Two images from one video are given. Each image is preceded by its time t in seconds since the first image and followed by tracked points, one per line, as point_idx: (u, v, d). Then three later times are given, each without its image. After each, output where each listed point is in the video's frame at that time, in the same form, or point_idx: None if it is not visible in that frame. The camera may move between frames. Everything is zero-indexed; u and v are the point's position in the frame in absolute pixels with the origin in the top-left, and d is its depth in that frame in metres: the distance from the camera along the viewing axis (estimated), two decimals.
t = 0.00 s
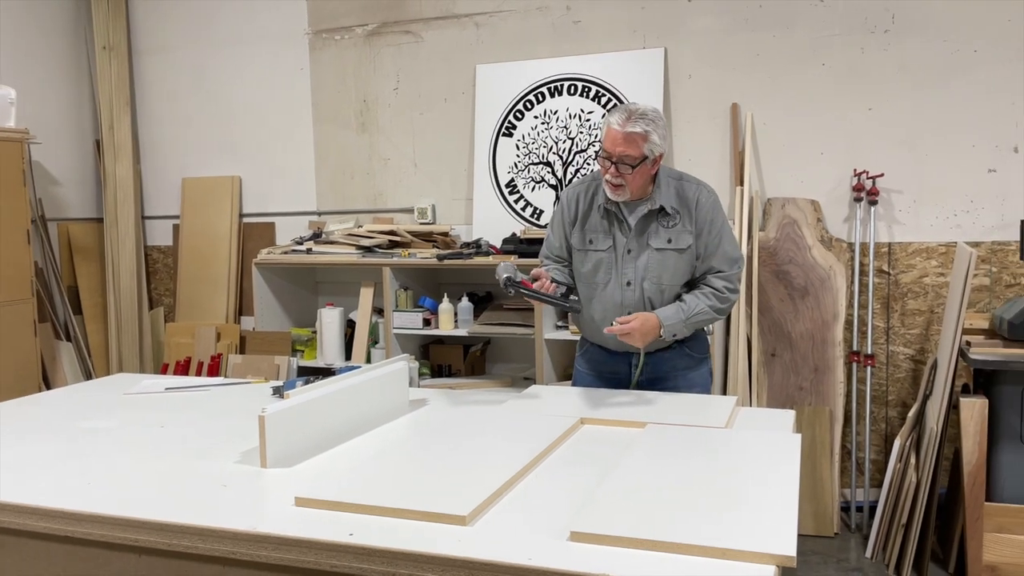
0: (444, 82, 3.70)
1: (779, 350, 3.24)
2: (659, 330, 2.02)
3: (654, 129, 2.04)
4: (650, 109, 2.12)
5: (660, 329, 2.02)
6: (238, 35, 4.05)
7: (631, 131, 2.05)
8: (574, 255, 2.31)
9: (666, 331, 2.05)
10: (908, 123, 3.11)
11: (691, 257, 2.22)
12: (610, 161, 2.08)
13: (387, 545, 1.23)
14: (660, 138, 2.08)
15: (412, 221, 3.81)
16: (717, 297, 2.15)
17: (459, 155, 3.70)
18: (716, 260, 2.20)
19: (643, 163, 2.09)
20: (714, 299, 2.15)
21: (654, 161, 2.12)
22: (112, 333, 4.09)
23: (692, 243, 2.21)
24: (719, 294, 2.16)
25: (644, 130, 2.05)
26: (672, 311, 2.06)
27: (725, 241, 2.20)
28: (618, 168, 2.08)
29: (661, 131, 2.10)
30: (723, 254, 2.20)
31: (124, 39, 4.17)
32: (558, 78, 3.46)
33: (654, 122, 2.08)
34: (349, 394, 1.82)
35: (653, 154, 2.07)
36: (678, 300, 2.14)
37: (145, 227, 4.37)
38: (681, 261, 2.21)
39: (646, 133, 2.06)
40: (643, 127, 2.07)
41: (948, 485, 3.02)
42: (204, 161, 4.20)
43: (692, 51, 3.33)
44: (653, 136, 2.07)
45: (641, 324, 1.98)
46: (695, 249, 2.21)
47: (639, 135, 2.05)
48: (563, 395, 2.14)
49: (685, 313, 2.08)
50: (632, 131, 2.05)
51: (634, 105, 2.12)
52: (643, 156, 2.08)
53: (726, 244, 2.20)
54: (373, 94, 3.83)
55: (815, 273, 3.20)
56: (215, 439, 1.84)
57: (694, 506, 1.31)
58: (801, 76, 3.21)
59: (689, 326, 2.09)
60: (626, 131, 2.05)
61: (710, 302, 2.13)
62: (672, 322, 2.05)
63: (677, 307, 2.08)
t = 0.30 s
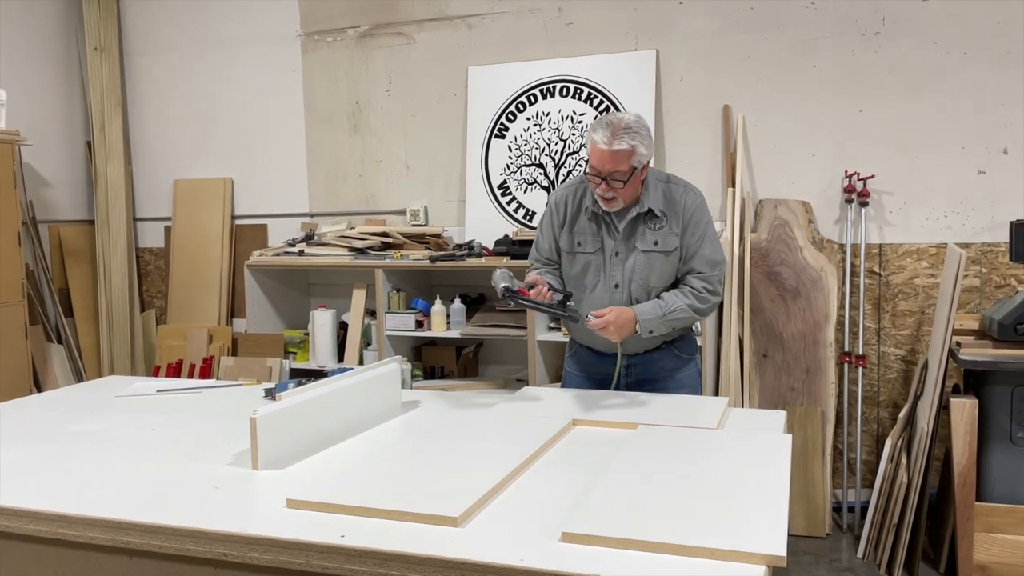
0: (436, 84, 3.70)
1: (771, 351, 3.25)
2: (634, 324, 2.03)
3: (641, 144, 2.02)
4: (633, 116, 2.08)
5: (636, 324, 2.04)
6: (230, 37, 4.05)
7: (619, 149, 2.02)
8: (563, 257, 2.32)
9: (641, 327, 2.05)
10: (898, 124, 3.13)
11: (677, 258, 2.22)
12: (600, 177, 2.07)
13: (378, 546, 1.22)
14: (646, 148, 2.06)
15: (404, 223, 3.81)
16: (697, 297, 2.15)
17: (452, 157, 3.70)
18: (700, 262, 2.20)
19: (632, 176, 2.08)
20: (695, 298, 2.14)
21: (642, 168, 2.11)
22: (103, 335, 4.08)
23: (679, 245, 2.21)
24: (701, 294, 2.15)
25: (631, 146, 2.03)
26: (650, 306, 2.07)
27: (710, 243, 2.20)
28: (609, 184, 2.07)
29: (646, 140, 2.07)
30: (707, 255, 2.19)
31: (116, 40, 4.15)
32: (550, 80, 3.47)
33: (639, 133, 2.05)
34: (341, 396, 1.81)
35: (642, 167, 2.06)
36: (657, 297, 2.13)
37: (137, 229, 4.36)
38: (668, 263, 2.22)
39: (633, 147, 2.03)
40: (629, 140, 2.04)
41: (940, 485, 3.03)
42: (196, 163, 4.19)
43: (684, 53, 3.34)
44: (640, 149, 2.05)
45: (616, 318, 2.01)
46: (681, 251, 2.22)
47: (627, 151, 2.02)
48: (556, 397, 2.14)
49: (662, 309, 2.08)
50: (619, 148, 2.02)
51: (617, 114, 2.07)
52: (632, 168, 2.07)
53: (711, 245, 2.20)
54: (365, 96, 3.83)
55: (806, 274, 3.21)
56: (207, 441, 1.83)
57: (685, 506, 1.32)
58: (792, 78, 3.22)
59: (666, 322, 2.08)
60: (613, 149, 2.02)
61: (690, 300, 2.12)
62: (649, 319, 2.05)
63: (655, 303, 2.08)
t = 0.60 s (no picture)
0: (432, 85, 3.70)
1: (767, 352, 3.26)
2: (620, 322, 2.04)
3: (625, 156, 2.01)
4: (616, 126, 2.06)
5: (622, 323, 2.04)
6: (226, 38, 4.05)
7: (603, 162, 2.02)
8: (554, 261, 2.34)
9: (627, 325, 2.05)
10: (893, 127, 3.14)
11: (665, 262, 2.23)
12: (587, 190, 2.07)
13: (375, 547, 1.23)
14: (631, 157, 2.06)
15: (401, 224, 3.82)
16: (683, 298, 2.15)
17: (448, 158, 3.71)
18: (688, 264, 2.19)
19: (618, 186, 2.08)
20: (679, 299, 2.13)
21: (628, 176, 2.11)
22: (99, 336, 4.07)
23: (667, 248, 2.21)
24: (688, 296, 2.15)
25: (616, 158, 2.02)
26: (636, 305, 2.07)
27: (698, 246, 2.20)
28: (596, 196, 2.08)
29: (630, 149, 2.06)
30: (695, 258, 2.19)
31: (111, 41, 4.15)
32: (547, 81, 3.47)
33: (623, 143, 2.04)
34: (335, 399, 1.81)
35: (628, 177, 2.05)
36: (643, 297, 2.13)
37: (133, 230, 4.35)
38: (656, 266, 2.23)
39: (618, 160, 2.03)
40: (613, 152, 2.03)
41: (935, 486, 3.04)
42: (192, 164, 4.18)
43: (680, 55, 3.35)
44: (625, 159, 2.04)
45: (603, 314, 2.02)
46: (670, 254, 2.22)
47: (612, 165, 2.02)
48: (553, 398, 2.15)
49: (648, 308, 2.08)
50: (604, 162, 2.01)
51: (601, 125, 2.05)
52: (618, 179, 2.07)
53: (698, 248, 2.19)
54: (361, 97, 3.83)
55: (802, 275, 3.22)
56: (203, 442, 1.83)
57: (679, 506, 1.32)
58: (787, 80, 3.23)
59: (652, 322, 2.08)
60: (598, 163, 2.01)
61: (675, 301, 2.12)
62: (635, 318, 2.05)
63: (641, 302, 2.08)
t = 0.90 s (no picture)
0: (431, 86, 3.70)
1: (765, 353, 3.26)
2: (613, 323, 2.04)
3: (618, 159, 2.01)
4: (609, 128, 2.06)
5: (615, 324, 2.04)
6: (225, 38, 4.04)
7: (596, 165, 2.01)
8: (548, 262, 2.35)
9: (620, 326, 2.05)
10: (891, 128, 3.14)
11: (659, 264, 2.23)
12: (581, 192, 2.06)
13: (374, 548, 1.22)
14: (624, 159, 2.05)
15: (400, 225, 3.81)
16: (676, 299, 2.14)
17: (448, 159, 3.71)
18: (681, 266, 2.19)
19: (612, 188, 2.08)
20: (672, 300, 2.13)
21: (621, 177, 2.11)
22: (97, 337, 4.06)
23: (660, 251, 2.22)
24: (681, 297, 2.15)
25: (609, 160, 2.01)
26: (630, 306, 2.07)
27: (692, 249, 2.20)
28: (590, 198, 2.07)
29: (623, 150, 2.06)
30: (688, 260, 2.19)
31: (110, 41, 4.15)
32: (546, 82, 3.47)
33: (616, 145, 2.04)
34: (333, 401, 1.80)
35: (621, 179, 2.05)
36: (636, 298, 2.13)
37: (131, 231, 4.35)
38: (650, 268, 2.23)
39: (611, 162, 2.02)
40: (606, 154, 2.03)
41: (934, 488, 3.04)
42: (191, 165, 4.18)
43: (679, 57, 3.35)
44: (618, 161, 2.04)
45: (597, 316, 2.01)
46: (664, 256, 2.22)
47: (605, 167, 2.02)
48: (551, 399, 2.15)
49: (642, 309, 2.07)
50: (597, 165, 2.01)
51: (593, 128, 2.05)
52: (611, 181, 2.06)
53: (691, 250, 2.19)
54: (360, 98, 3.83)
55: (800, 276, 3.22)
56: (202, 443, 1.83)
57: (674, 507, 1.32)
58: (786, 81, 3.24)
59: (646, 323, 2.08)
60: (591, 166, 2.01)
61: (668, 303, 2.11)
62: (628, 319, 2.05)
63: (634, 303, 2.08)
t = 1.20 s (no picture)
0: (431, 85, 3.70)
1: (765, 354, 3.26)
2: (609, 326, 2.05)
3: (619, 143, 2.02)
4: (610, 120, 2.08)
5: (611, 326, 2.05)
6: (225, 38, 4.04)
7: (597, 148, 2.02)
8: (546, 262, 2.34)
9: (616, 330, 2.06)
10: (892, 129, 3.14)
11: (657, 264, 2.22)
12: (581, 179, 2.05)
13: (374, 549, 1.22)
14: (625, 148, 2.06)
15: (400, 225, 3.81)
16: (673, 301, 2.14)
17: (448, 159, 3.70)
18: (679, 267, 2.19)
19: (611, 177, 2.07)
20: (668, 301, 2.12)
21: (621, 170, 2.10)
22: (97, 337, 4.05)
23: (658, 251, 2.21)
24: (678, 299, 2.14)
25: (610, 145, 2.02)
26: (625, 309, 2.07)
27: (690, 249, 2.19)
28: (589, 185, 2.06)
29: (624, 140, 2.07)
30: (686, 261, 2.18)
31: (110, 40, 4.14)
32: (546, 82, 3.47)
33: (617, 134, 2.05)
34: (332, 401, 1.80)
35: (621, 167, 2.04)
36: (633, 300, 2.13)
37: (131, 231, 4.35)
38: (647, 268, 2.23)
39: (612, 147, 2.03)
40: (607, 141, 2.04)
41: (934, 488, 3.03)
42: (191, 164, 4.18)
43: (679, 57, 3.35)
44: (619, 149, 2.04)
45: (593, 322, 2.02)
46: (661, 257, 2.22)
47: (606, 150, 2.02)
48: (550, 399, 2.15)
49: (638, 312, 2.07)
50: (598, 147, 2.01)
51: (595, 118, 2.07)
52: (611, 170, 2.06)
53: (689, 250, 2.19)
54: (360, 97, 3.82)
55: (800, 277, 3.22)
56: (201, 443, 1.82)
57: (672, 507, 1.32)
58: (787, 81, 3.23)
59: (642, 325, 2.08)
60: (592, 149, 2.01)
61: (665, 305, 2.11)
62: (624, 322, 2.06)
63: (630, 305, 2.08)
